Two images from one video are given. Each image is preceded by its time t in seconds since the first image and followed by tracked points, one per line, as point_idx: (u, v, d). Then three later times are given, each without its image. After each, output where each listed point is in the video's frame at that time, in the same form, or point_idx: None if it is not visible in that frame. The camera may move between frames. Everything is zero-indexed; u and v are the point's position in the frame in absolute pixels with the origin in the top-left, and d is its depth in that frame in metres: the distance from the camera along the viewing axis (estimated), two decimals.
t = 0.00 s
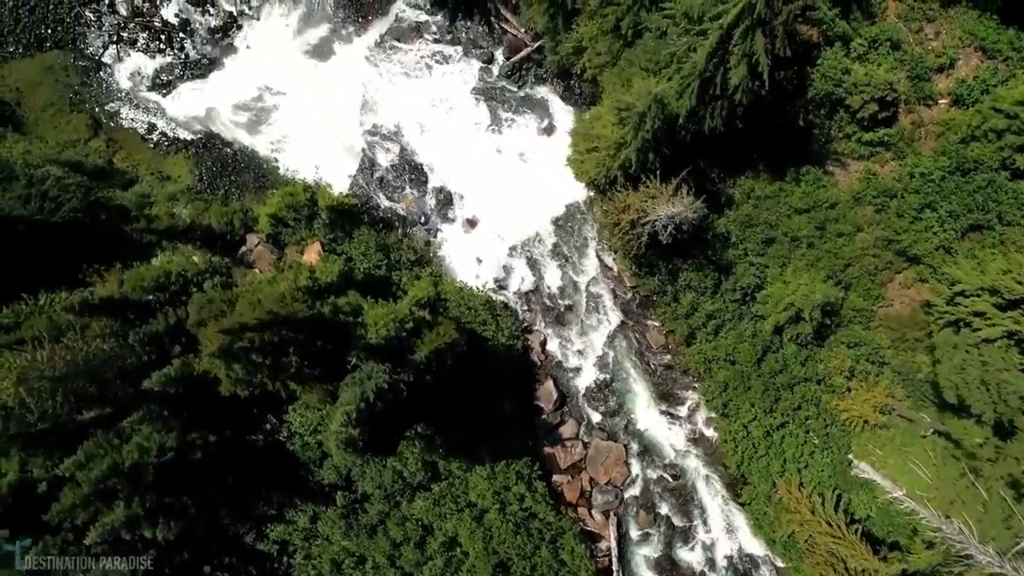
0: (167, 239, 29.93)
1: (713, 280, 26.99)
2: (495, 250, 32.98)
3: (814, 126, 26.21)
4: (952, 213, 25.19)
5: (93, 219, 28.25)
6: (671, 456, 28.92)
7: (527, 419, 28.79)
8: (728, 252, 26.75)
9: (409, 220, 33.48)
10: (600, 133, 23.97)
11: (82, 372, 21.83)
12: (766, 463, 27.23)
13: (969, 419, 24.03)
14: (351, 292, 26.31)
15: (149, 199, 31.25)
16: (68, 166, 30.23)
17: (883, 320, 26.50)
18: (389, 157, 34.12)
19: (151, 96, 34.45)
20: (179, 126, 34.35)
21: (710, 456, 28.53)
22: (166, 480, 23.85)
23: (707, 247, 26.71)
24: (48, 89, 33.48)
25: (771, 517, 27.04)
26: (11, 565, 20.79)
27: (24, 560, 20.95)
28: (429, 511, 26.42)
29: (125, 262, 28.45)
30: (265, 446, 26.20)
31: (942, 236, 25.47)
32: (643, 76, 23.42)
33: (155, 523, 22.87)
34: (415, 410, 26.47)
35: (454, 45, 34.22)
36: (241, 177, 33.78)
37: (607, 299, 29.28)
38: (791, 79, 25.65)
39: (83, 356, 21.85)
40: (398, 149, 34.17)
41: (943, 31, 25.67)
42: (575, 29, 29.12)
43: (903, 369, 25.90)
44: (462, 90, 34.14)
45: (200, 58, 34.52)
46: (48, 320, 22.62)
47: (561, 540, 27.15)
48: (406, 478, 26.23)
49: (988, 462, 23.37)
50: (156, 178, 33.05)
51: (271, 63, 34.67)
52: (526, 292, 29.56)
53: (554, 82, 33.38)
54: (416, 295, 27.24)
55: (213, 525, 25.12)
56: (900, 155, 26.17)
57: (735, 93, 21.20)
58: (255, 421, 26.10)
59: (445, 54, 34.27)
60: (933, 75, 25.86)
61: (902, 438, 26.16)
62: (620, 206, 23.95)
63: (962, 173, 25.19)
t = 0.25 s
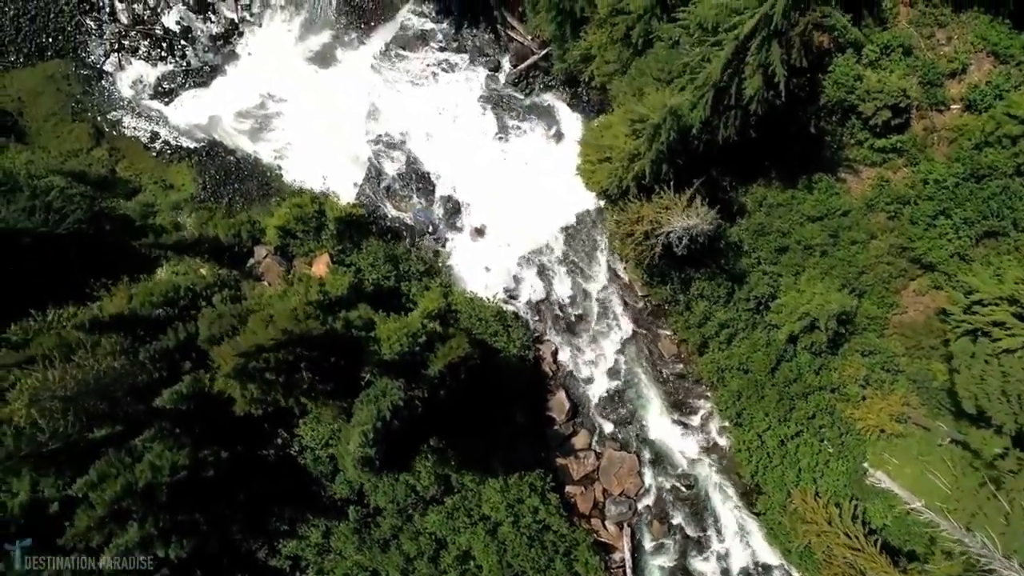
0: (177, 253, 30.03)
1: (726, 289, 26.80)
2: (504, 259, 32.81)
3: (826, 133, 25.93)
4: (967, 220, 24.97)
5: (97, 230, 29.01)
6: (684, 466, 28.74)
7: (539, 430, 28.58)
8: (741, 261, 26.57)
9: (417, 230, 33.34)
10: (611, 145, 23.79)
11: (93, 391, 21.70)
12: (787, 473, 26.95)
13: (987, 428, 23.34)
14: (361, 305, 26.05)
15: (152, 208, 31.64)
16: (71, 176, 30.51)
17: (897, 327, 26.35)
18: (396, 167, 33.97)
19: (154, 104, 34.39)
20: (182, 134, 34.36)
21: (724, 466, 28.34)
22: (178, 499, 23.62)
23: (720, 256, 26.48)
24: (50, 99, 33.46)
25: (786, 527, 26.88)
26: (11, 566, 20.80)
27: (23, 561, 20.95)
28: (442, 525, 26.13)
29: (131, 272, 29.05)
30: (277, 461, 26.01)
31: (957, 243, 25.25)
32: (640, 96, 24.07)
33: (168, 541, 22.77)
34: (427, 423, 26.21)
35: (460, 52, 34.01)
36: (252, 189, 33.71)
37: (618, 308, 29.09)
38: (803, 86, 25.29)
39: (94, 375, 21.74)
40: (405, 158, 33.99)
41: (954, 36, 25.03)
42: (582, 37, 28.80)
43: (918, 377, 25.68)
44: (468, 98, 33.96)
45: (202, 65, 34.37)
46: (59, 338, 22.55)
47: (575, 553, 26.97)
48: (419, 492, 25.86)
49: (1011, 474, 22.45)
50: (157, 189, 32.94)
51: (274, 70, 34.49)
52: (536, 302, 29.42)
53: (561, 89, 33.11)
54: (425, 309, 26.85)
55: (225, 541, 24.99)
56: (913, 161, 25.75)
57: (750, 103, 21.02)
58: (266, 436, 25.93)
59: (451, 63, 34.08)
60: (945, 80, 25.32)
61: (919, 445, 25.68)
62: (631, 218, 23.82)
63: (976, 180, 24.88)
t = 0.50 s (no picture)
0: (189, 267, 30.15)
1: (738, 297, 26.66)
2: (512, 267, 32.60)
3: (837, 138, 25.64)
4: (980, 225, 24.68)
5: (101, 239, 29.28)
6: (696, 475, 28.50)
7: (550, 439, 28.39)
8: (753, 268, 26.44)
9: (424, 238, 33.14)
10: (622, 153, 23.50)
11: (104, 408, 21.59)
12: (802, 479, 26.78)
13: (1004, 435, 23.10)
14: (371, 317, 25.89)
15: (155, 216, 31.90)
16: (75, 186, 30.86)
17: (909, 333, 26.06)
18: (402, 175, 33.69)
19: (156, 112, 34.28)
20: (185, 142, 34.20)
21: (737, 473, 28.17)
22: (190, 514, 23.49)
23: (731, 263, 26.32)
24: (52, 108, 33.30)
25: (801, 534, 26.82)
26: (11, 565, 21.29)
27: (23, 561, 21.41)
28: (455, 537, 26.07)
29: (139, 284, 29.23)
30: (287, 474, 25.74)
31: (970, 248, 24.96)
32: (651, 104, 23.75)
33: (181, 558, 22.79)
34: (440, 437, 25.92)
35: (465, 59, 33.87)
36: (260, 199, 33.60)
37: (628, 316, 28.91)
38: (814, 92, 24.77)
39: (104, 392, 21.61)
40: (410, 166, 33.77)
41: (965, 40, 24.60)
42: (589, 44, 28.59)
43: (932, 384, 25.50)
44: (474, 105, 33.79)
45: (203, 72, 34.26)
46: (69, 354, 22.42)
47: (588, 563, 26.85)
48: (432, 504, 25.73)
49: None
50: (161, 197, 32.84)
51: (276, 77, 34.40)
52: (546, 311, 29.27)
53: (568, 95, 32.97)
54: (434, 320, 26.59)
55: (236, 555, 24.85)
56: (924, 165, 25.38)
57: (763, 112, 20.89)
58: (276, 449, 25.72)
59: (456, 70, 33.95)
60: (956, 83, 24.86)
61: (935, 451, 25.36)
62: (642, 226, 23.62)
63: (989, 184, 24.59)
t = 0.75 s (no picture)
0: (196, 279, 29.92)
1: (752, 305, 26.50)
2: (522, 276, 32.41)
3: (850, 144, 25.34)
4: (996, 231, 24.46)
5: (106, 250, 28.87)
6: (711, 484, 28.35)
7: (563, 449, 28.22)
8: (767, 276, 26.24)
9: (433, 247, 32.84)
10: (636, 164, 23.17)
11: (117, 426, 21.47)
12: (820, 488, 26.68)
13: None
14: (383, 329, 25.67)
15: (159, 226, 31.38)
16: (78, 196, 30.20)
17: (925, 339, 25.86)
18: (409, 183, 33.47)
19: (159, 120, 34.08)
20: (188, 150, 33.95)
21: (752, 481, 28.03)
22: (205, 532, 23.44)
23: (745, 272, 26.06)
24: (54, 117, 32.91)
25: (817, 543, 26.63)
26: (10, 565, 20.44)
27: (23, 560, 20.63)
28: (469, 549, 25.45)
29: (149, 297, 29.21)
30: (300, 488, 25.53)
31: (987, 254, 24.77)
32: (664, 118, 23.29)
33: None
34: (455, 451, 25.66)
35: (472, 66, 33.72)
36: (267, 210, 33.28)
37: (640, 324, 28.76)
38: (828, 100, 24.17)
39: (117, 410, 21.46)
40: (417, 174, 33.56)
41: (978, 43, 24.38)
42: (598, 51, 28.38)
43: (950, 391, 25.30)
44: (481, 113, 33.62)
45: (205, 79, 34.12)
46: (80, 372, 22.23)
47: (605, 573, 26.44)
48: (446, 517, 25.16)
49: None
50: (165, 206, 32.55)
51: (279, 84, 34.24)
52: (558, 321, 29.07)
53: (576, 102, 32.80)
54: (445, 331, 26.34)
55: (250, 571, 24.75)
56: (937, 171, 25.08)
57: (780, 121, 20.72)
58: (289, 463, 25.38)
59: (463, 77, 33.82)
60: (969, 87, 24.55)
61: (951, 458, 25.37)
62: (656, 235, 23.43)
63: (1004, 190, 24.30)
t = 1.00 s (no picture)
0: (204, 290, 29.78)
1: (764, 312, 26.35)
2: (530, 283, 32.17)
3: (861, 149, 25.16)
4: (1011, 234, 23.89)
5: (111, 259, 29.09)
6: (725, 492, 28.18)
7: (574, 457, 28.12)
8: (780, 283, 26.12)
9: (440, 254, 32.72)
10: (649, 171, 23.10)
11: (128, 442, 21.39)
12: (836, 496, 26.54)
13: None
14: (394, 340, 25.54)
15: (163, 233, 31.50)
16: (82, 205, 30.34)
17: (939, 343, 25.57)
18: (416, 190, 33.36)
19: (161, 128, 34.08)
20: (191, 157, 33.93)
21: (766, 489, 27.85)
22: (220, 547, 23.18)
23: (757, 279, 26.00)
24: (56, 126, 33.17)
25: (833, 551, 26.44)
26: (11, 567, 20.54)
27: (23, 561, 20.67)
28: (483, 560, 24.97)
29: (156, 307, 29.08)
30: (311, 501, 25.39)
31: (1002, 257, 24.23)
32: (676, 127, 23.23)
33: None
34: (469, 462, 25.49)
35: (478, 72, 33.59)
36: (274, 218, 33.30)
37: (650, 331, 28.56)
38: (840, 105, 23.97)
39: (128, 426, 21.37)
40: (424, 181, 33.41)
41: (989, 46, 24.12)
42: (606, 57, 28.24)
43: (965, 396, 25.11)
44: (487, 119, 33.42)
45: (207, 86, 34.16)
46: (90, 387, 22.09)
47: None
48: (459, 528, 24.83)
49: None
50: (168, 213, 32.74)
51: (281, 90, 34.26)
52: (568, 328, 28.93)
53: (583, 108, 32.61)
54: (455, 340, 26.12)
55: None
56: (950, 174, 24.76)
57: (794, 128, 20.58)
58: (300, 476, 25.24)
59: (469, 83, 33.67)
60: (980, 90, 24.25)
61: (968, 466, 24.86)
62: (668, 244, 23.16)
63: (1019, 192, 23.65)
